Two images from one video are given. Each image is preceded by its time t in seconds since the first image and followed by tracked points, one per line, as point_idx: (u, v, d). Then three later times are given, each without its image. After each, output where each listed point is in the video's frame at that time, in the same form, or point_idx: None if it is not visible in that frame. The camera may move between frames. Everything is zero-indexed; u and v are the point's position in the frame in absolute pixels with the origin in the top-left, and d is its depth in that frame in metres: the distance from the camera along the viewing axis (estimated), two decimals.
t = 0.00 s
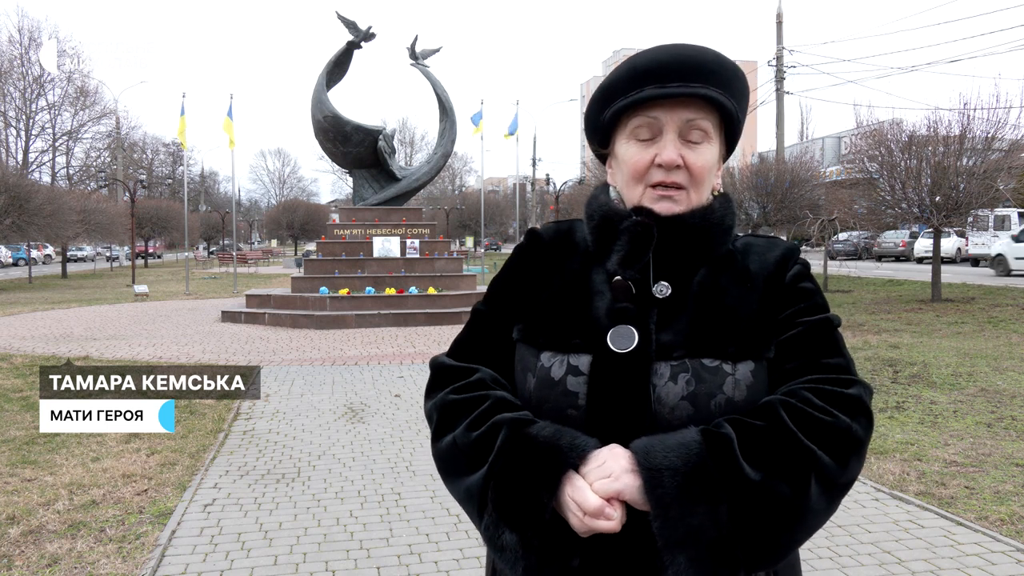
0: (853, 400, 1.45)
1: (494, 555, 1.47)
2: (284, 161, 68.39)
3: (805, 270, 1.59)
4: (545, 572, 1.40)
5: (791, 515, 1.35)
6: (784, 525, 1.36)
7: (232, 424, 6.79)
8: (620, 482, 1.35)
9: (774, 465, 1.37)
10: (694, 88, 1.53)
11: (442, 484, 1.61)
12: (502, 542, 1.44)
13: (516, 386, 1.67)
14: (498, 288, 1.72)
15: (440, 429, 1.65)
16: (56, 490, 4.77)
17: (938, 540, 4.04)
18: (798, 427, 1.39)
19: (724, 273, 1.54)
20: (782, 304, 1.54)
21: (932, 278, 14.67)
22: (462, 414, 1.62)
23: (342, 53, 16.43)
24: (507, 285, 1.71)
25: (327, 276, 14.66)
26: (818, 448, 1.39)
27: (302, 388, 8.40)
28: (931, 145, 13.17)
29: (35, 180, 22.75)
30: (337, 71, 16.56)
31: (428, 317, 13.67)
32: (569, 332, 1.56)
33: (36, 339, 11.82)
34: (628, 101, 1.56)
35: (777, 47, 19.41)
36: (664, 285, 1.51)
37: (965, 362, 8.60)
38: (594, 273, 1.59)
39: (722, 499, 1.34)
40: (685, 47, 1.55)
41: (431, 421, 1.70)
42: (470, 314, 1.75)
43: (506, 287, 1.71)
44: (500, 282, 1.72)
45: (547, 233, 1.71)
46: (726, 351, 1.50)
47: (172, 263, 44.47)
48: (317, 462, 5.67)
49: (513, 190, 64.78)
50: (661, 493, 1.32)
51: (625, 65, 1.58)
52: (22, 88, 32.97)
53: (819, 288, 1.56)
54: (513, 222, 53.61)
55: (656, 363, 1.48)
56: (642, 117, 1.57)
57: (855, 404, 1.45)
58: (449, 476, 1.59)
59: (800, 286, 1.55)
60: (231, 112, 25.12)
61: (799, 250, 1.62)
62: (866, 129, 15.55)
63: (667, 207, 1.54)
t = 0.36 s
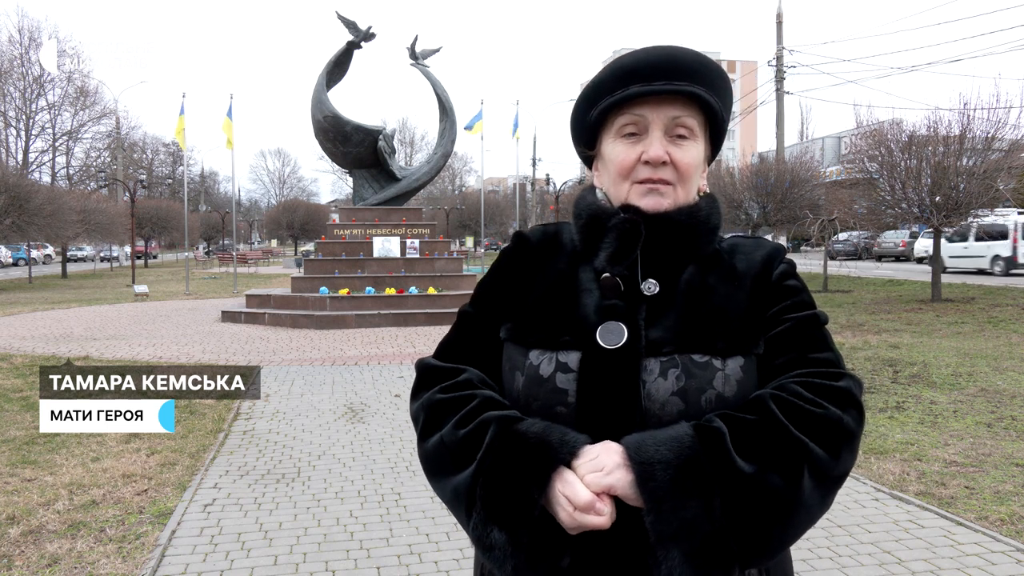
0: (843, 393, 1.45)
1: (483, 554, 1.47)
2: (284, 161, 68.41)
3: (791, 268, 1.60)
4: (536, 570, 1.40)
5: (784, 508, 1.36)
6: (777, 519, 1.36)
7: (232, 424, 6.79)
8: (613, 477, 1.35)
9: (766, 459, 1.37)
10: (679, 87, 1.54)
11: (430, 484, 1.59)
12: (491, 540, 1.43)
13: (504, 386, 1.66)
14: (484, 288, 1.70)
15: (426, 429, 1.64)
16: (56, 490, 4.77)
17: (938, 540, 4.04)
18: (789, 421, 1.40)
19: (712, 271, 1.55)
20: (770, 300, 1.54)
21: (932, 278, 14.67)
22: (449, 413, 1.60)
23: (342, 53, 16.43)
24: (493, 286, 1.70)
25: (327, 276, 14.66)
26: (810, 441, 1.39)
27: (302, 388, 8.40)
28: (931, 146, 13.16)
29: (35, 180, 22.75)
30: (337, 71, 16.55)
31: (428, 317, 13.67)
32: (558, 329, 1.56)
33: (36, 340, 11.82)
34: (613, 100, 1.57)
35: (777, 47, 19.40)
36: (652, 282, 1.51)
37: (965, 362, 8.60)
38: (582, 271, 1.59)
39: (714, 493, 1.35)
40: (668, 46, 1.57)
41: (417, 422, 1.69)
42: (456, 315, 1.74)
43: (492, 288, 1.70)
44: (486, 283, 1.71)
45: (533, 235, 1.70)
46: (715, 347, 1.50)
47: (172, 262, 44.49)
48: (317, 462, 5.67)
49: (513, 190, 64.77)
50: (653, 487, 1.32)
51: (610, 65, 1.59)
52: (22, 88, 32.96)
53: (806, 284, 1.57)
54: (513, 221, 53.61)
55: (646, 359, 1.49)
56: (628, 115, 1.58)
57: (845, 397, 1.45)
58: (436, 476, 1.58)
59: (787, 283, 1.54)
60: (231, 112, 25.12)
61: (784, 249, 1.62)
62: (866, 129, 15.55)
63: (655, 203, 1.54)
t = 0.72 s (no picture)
0: (840, 396, 1.47)
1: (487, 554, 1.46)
2: (284, 161, 68.44)
3: (783, 271, 1.62)
4: (541, 570, 1.40)
5: (786, 508, 1.37)
6: (778, 519, 1.37)
7: (232, 424, 6.79)
8: (623, 478, 1.34)
9: (771, 460, 1.38)
10: (678, 88, 1.54)
11: (430, 485, 1.58)
12: (496, 541, 1.43)
13: (501, 384, 1.64)
14: (480, 287, 1.68)
15: (425, 429, 1.62)
16: (56, 490, 4.77)
17: (938, 540, 4.04)
18: (791, 424, 1.41)
19: (709, 272, 1.56)
20: (766, 302, 1.57)
21: (932, 278, 14.68)
22: (449, 413, 1.59)
23: (342, 53, 16.43)
24: (489, 284, 1.68)
25: (327, 276, 14.67)
26: (811, 445, 1.40)
27: (302, 388, 8.40)
28: (931, 146, 13.17)
29: (35, 179, 22.76)
30: (337, 71, 16.55)
31: (428, 317, 13.67)
32: (560, 329, 1.55)
33: (36, 339, 11.81)
34: (613, 98, 1.56)
35: (777, 47, 19.41)
36: (652, 282, 1.51)
37: (965, 362, 8.60)
38: (580, 270, 1.58)
39: (721, 496, 1.35)
40: (668, 47, 1.57)
41: (414, 421, 1.67)
42: (451, 313, 1.73)
43: (489, 286, 1.68)
44: (483, 280, 1.69)
45: (527, 234, 1.68)
46: (717, 348, 1.51)
47: (172, 263, 44.53)
48: (317, 462, 5.67)
49: (513, 190, 64.73)
50: (663, 490, 1.32)
51: (609, 63, 1.58)
52: (22, 88, 32.98)
53: (799, 288, 1.59)
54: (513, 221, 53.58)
55: (649, 359, 1.49)
56: (626, 116, 1.58)
57: (842, 400, 1.47)
58: (437, 477, 1.56)
59: (781, 286, 1.57)
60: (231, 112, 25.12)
61: (776, 250, 1.64)
62: (866, 129, 15.56)
63: (653, 204, 1.54)
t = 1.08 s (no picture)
0: (841, 389, 1.48)
1: (499, 556, 1.46)
2: (284, 161, 68.47)
3: (781, 270, 1.63)
4: (552, 570, 1.40)
5: (792, 502, 1.37)
6: (785, 512, 1.38)
7: (233, 423, 6.79)
8: (634, 477, 1.34)
9: (778, 454, 1.38)
10: (677, 92, 1.54)
11: (440, 489, 1.58)
12: (508, 543, 1.43)
13: (508, 386, 1.64)
14: (484, 289, 1.68)
15: (434, 433, 1.62)
16: (56, 490, 4.77)
17: (938, 540, 4.04)
18: (796, 417, 1.41)
19: (711, 273, 1.56)
20: (766, 300, 1.57)
21: (932, 278, 14.67)
22: (457, 417, 1.59)
23: (342, 53, 16.42)
24: (493, 287, 1.68)
25: (327, 276, 14.67)
26: (815, 437, 1.41)
27: (302, 388, 8.40)
28: (931, 145, 13.17)
29: (35, 179, 22.76)
30: (337, 71, 16.55)
31: (428, 317, 13.67)
32: (567, 331, 1.55)
33: (36, 339, 11.82)
34: (613, 101, 1.56)
35: (777, 47, 19.40)
36: (656, 283, 1.51)
37: (965, 362, 8.60)
38: (585, 273, 1.57)
39: (731, 491, 1.36)
40: (669, 51, 1.56)
41: (423, 425, 1.67)
42: (456, 316, 1.72)
43: (492, 288, 1.67)
44: (486, 282, 1.68)
45: (531, 236, 1.67)
46: (720, 347, 1.52)
47: (172, 262, 44.57)
48: (317, 462, 5.67)
49: (514, 190, 64.70)
50: (673, 487, 1.32)
51: (610, 67, 1.58)
52: (22, 88, 32.98)
53: (796, 285, 1.61)
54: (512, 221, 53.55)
55: (655, 359, 1.49)
56: (625, 119, 1.57)
57: (843, 392, 1.48)
58: (447, 480, 1.56)
59: (780, 284, 1.59)
60: (231, 112, 25.10)
61: (775, 249, 1.64)
62: (866, 129, 15.56)
63: (649, 206, 1.55)
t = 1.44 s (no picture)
0: (835, 385, 1.47)
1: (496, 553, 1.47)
2: (284, 161, 68.49)
3: (781, 267, 1.61)
4: (549, 567, 1.40)
5: (785, 496, 1.37)
6: (778, 508, 1.37)
7: (233, 424, 6.79)
8: (624, 472, 1.35)
9: (769, 450, 1.38)
10: (669, 94, 1.54)
11: (441, 487, 1.58)
12: (504, 539, 1.43)
13: (509, 386, 1.64)
14: (485, 290, 1.68)
15: (435, 433, 1.62)
16: (56, 490, 4.77)
17: (938, 540, 4.04)
18: (789, 414, 1.41)
19: (708, 273, 1.55)
20: (762, 298, 1.56)
21: (932, 278, 14.67)
22: (457, 417, 1.59)
23: (342, 53, 16.43)
24: (494, 288, 1.68)
25: (327, 276, 14.67)
26: (808, 433, 1.41)
27: (302, 388, 8.40)
28: (931, 146, 13.16)
29: (35, 179, 22.77)
30: (337, 71, 16.55)
31: (429, 317, 13.67)
32: (564, 330, 1.55)
33: (36, 340, 11.81)
34: (607, 102, 1.57)
35: (777, 47, 19.41)
36: (651, 283, 1.51)
37: (965, 362, 8.60)
38: (583, 274, 1.58)
39: (721, 486, 1.35)
40: (666, 55, 1.56)
41: (425, 426, 1.67)
42: (458, 317, 1.72)
43: (494, 289, 1.67)
44: (487, 283, 1.68)
45: (532, 238, 1.67)
46: (716, 345, 1.51)
47: (172, 262, 44.58)
48: (317, 462, 5.67)
49: (514, 190, 64.67)
50: (664, 481, 1.33)
51: (608, 69, 1.59)
52: (22, 88, 32.96)
53: (795, 282, 1.58)
54: (512, 221, 53.54)
55: (650, 358, 1.48)
56: (619, 119, 1.58)
57: (838, 389, 1.47)
58: (447, 478, 1.56)
59: (778, 282, 1.56)
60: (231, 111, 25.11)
61: (774, 247, 1.63)
62: (866, 129, 15.56)
63: (636, 206, 1.55)
